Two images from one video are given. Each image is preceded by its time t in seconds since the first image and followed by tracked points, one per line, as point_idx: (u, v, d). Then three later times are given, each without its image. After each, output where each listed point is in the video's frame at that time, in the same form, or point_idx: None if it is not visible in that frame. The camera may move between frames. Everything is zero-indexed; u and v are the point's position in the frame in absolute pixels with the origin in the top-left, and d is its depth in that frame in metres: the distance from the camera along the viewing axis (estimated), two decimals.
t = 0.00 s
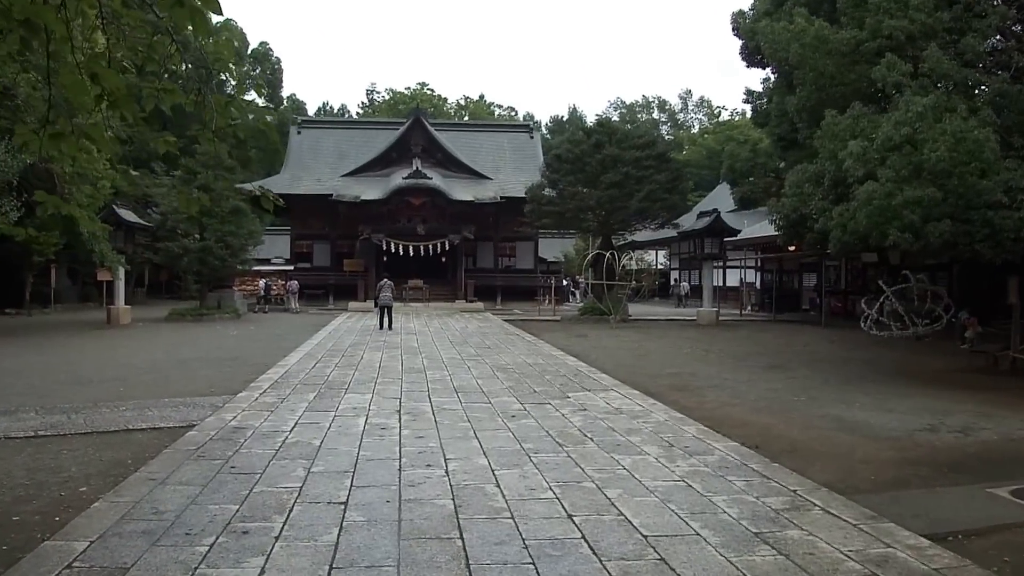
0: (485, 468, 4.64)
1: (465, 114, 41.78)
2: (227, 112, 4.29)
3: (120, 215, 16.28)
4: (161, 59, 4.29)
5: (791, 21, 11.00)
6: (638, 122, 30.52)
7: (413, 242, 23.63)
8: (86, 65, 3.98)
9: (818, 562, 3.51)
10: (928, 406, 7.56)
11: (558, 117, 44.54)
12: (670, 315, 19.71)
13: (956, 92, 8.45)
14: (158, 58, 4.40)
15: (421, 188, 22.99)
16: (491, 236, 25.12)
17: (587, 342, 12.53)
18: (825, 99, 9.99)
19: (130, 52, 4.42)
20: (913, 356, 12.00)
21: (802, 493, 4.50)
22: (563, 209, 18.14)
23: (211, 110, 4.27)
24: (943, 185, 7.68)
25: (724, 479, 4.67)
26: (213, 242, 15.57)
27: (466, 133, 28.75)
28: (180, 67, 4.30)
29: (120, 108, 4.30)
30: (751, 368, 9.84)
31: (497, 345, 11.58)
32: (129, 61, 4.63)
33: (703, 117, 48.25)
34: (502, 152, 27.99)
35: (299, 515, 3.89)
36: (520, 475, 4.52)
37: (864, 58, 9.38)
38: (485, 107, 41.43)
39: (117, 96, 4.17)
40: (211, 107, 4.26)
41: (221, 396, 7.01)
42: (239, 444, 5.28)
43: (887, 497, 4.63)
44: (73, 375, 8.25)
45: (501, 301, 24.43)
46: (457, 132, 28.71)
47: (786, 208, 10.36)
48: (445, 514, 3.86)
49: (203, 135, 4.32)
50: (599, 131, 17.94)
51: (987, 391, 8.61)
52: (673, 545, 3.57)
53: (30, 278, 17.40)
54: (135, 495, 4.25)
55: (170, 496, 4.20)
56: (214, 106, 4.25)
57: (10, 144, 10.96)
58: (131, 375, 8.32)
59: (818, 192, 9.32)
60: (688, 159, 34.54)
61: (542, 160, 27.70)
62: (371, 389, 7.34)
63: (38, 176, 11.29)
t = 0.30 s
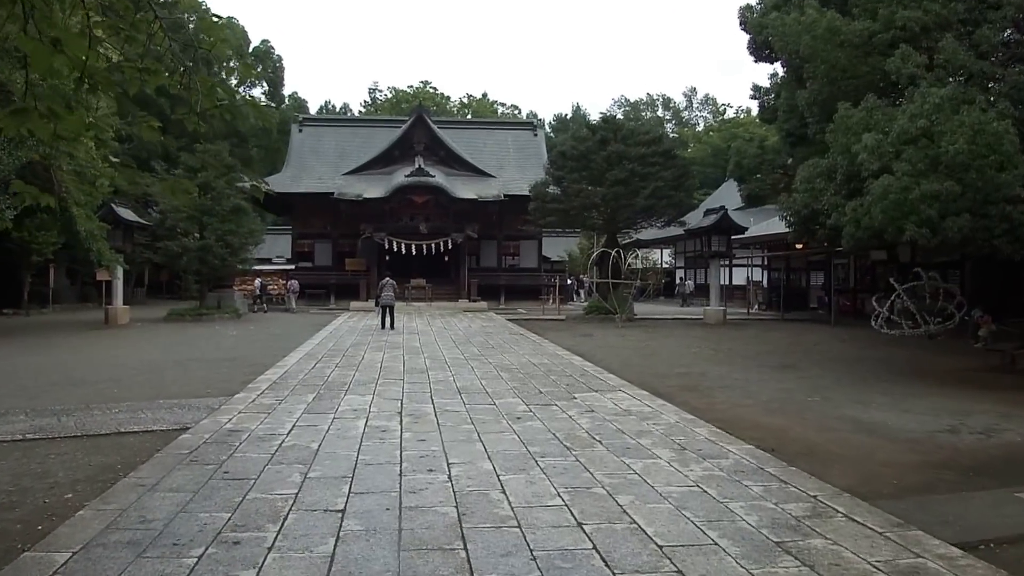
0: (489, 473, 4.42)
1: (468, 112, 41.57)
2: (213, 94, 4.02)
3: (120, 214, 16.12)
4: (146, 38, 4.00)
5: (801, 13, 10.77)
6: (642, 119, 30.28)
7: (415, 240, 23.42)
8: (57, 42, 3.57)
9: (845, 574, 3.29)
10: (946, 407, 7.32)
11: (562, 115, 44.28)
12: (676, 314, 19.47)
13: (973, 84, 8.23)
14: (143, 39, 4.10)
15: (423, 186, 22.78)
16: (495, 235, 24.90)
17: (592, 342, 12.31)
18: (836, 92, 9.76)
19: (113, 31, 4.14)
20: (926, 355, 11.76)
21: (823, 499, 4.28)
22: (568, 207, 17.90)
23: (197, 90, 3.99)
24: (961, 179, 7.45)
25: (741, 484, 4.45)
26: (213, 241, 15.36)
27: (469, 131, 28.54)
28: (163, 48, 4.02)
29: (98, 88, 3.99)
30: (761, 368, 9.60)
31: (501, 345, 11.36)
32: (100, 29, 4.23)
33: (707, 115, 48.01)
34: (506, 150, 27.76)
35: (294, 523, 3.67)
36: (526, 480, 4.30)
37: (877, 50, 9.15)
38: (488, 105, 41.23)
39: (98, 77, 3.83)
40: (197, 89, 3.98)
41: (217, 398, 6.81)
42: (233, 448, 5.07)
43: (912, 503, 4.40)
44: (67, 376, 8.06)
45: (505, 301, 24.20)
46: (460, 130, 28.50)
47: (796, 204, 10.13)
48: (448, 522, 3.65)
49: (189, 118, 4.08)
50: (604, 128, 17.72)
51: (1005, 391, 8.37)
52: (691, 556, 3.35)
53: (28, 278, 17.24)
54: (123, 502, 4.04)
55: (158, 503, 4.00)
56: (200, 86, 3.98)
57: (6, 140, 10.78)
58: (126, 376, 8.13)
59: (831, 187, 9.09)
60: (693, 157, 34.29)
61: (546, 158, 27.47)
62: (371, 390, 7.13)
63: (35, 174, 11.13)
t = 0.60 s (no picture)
0: (493, 479, 4.20)
1: (471, 111, 41.40)
2: (190, 62, 3.60)
3: (118, 212, 15.96)
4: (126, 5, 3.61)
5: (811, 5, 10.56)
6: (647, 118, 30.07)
7: (418, 240, 23.24)
8: None
9: None
10: (963, 409, 7.10)
11: (565, 114, 44.11)
12: (681, 314, 19.25)
13: (990, 76, 8.00)
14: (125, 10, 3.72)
15: (426, 185, 22.61)
16: (498, 234, 24.69)
17: (597, 342, 12.11)
18: (847, 86, 9.55)
19: None
20: (937, 355, 11.53)
21: (845, 506, 4.06)
22: (572, 205, 17.70)
23: (174, 60, 3.59)
24: (979, 173, 7.23)
25: (757, 490, 4.22)
26: (212, 240, 15.18)
27: (472, 130, 28.39)
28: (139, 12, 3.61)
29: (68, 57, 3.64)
30: (770, 368, 9.39)
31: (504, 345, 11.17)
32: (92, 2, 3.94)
33: (712, 113, 47.83)
34: (509, 149, 27.57)
35: (286, 533, 3.47)
36: (531, 486, 4.09)
37: (889, 42, 8.94)
38: (491, 104, 41.04)
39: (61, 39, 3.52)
40: (171, 57, 3.57)
41: (212, 399, 6.62)
42: (226, 452, 4.87)
43: (937, 510, 4.19)
44: (61, 378, 7.88)
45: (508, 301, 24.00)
46: (463, 129, 28.31)
47: (805, 201, 9.91)
48: (449, 532, 3.44)
49: (165, 92, 3.67)
50: (609, 125, 17.52)
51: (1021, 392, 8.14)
52: (709, 569, 3.13)
53: (27, 279, 17.08)
54: (107, 510, 3.84)
55: (144, 512, 3.79)
56: (179, 56, 3.58)
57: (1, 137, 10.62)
58: (121, 377, 7.94)
59: (842, 183, 8.88)
60: (698, 156, 34.09)
61: (549, 157, 27.26)
62: (371, 391, 6.92)
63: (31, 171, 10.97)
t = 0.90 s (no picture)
0: (496, 486, 4.00)
1: (473, 110, 41.21)
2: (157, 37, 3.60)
3: (116, 212, 15.70)
4: None
5: None
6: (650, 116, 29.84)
7: (419, 239, 23.04)
8: None
9: None
10: (980, 410, 6.88)
11: (567, 112, 43.87)
12: (686, 314, 19.02)
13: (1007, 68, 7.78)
14: None
15: (426, 183, 22.41)
16: (500, 233, 24.48)
17: (601, 342, 11.90)
18: (858, 80, 9.32)
19: None
20: (948, 355, 11.31)
21: (867, 515, 3.85)
22: (575, 203, 17.49)
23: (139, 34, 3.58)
24: (996, 168, 7.00)
25: (773, 497, 4.02)
26: (211, 239, 14.99)
27: (474, 127, 28.18)
28: None
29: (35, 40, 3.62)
30: (779, 369, 9.18)
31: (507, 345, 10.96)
32: None
33: (715, 112, 47.65)
34: (511, 146, 27.35)
35: (276, 544, 3.26)
36: (537, 493, 3.88)
37: (901, 35, 8.72)
38: (493, 103, 40.83)
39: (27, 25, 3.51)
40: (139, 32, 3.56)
41: (206, 401, 6.42)
42: (217, 457, 4.66)
43: (964, 518, 3.97)
44: (53, 378, 7.69)
45: (511, 300, 23.79)
46: (464, 126, 28.11)
47: (815, 198, 9.70)
48: (449, 544, 3.23)
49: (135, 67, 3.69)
50: (613, 122, 17.32)
51: None
52: None
53: (25, 278, 16.90)
54: (90, 519, 3.64)
55: (128, 521, 3.60)
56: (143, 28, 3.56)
57: None
58: (114, 378, 7.74)
59: (854, 179, 8.66)
60: (702, 154, 33.85)
61: (552, 155, 27.04)
62: (370, 393, 6.72)
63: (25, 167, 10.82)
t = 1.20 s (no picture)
0: (498, 494, 3.80)
1: (474, 109, 41.03)
2: None
3: (111, 209, 15.34)
4: None
5: None
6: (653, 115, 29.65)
7: (419, 238, 22.86)
8: None
9: None
10: (995, 413, 6.68)
11: (569, 112, 43.70)
12: (689, 314, 18.83)
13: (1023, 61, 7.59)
14: None
15: (427, 182, 22.22)
16: (501, 233, 24.28)
17: (604, 342, 11.72)
18: (869, 75, 9.13)
19: None
20: (957, 356, 11.11)
21: (889, 525, 3.66)
22: (577, 202, 17.29)
23: None
24: (1012, 163, 6.81)
25: (789, 506, 3.82)
26: (208, 238, 14.80)
27: (475, 126, 27.98)
28: None
29: None
30: (787, 370, 8.98)
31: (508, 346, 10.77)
32: None
33: (718, 111, 47.52)
34: (512, 145, 27.17)
35: (264, 558, 3.07)
36: (540, 502, 3.67)
37: (914, 28, 8.52)
38: (494, 102, 40.65)
39: None
40: None
41: (199, 403, 6.22)
42: (206, 462, 4.46)
43: (990, 528, 3.78)
44: (42, 379, 7.48)
45: (511, 301, 23.61)
46: (465, 125, 27.93)
47: (823, 195, 9.50)
48: (448, 558, 3.03)
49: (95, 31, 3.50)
50: (616, 120, 17.13)
51: None
52: None
53: (21, 277, 16.68)
54: (69, 528, 3.44)
55: (109, 530, 3.40)
56: None
57: None
58: (105, 379, 7.54)
59: (865, 175, 8.47)
60: (705, 153, 33.67)
61: (554, 153, 26.85)
62: (367, 394, 6.53)
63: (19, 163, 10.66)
